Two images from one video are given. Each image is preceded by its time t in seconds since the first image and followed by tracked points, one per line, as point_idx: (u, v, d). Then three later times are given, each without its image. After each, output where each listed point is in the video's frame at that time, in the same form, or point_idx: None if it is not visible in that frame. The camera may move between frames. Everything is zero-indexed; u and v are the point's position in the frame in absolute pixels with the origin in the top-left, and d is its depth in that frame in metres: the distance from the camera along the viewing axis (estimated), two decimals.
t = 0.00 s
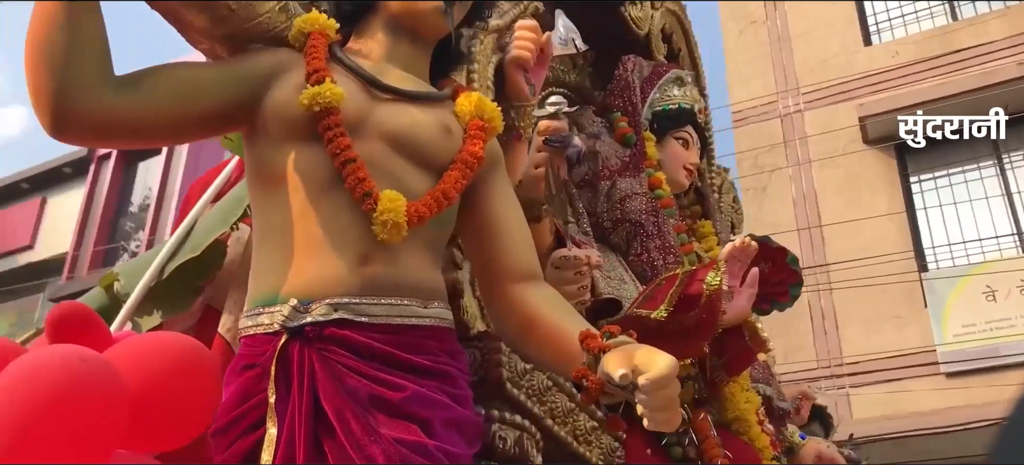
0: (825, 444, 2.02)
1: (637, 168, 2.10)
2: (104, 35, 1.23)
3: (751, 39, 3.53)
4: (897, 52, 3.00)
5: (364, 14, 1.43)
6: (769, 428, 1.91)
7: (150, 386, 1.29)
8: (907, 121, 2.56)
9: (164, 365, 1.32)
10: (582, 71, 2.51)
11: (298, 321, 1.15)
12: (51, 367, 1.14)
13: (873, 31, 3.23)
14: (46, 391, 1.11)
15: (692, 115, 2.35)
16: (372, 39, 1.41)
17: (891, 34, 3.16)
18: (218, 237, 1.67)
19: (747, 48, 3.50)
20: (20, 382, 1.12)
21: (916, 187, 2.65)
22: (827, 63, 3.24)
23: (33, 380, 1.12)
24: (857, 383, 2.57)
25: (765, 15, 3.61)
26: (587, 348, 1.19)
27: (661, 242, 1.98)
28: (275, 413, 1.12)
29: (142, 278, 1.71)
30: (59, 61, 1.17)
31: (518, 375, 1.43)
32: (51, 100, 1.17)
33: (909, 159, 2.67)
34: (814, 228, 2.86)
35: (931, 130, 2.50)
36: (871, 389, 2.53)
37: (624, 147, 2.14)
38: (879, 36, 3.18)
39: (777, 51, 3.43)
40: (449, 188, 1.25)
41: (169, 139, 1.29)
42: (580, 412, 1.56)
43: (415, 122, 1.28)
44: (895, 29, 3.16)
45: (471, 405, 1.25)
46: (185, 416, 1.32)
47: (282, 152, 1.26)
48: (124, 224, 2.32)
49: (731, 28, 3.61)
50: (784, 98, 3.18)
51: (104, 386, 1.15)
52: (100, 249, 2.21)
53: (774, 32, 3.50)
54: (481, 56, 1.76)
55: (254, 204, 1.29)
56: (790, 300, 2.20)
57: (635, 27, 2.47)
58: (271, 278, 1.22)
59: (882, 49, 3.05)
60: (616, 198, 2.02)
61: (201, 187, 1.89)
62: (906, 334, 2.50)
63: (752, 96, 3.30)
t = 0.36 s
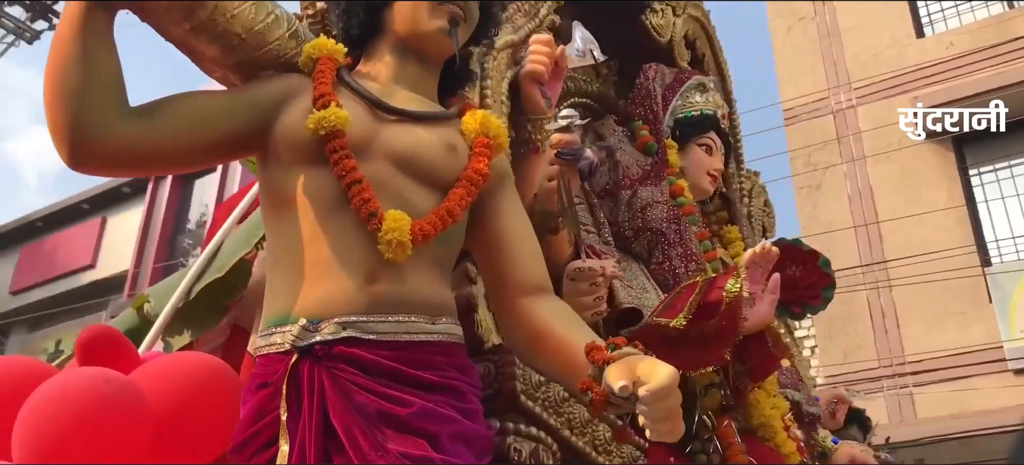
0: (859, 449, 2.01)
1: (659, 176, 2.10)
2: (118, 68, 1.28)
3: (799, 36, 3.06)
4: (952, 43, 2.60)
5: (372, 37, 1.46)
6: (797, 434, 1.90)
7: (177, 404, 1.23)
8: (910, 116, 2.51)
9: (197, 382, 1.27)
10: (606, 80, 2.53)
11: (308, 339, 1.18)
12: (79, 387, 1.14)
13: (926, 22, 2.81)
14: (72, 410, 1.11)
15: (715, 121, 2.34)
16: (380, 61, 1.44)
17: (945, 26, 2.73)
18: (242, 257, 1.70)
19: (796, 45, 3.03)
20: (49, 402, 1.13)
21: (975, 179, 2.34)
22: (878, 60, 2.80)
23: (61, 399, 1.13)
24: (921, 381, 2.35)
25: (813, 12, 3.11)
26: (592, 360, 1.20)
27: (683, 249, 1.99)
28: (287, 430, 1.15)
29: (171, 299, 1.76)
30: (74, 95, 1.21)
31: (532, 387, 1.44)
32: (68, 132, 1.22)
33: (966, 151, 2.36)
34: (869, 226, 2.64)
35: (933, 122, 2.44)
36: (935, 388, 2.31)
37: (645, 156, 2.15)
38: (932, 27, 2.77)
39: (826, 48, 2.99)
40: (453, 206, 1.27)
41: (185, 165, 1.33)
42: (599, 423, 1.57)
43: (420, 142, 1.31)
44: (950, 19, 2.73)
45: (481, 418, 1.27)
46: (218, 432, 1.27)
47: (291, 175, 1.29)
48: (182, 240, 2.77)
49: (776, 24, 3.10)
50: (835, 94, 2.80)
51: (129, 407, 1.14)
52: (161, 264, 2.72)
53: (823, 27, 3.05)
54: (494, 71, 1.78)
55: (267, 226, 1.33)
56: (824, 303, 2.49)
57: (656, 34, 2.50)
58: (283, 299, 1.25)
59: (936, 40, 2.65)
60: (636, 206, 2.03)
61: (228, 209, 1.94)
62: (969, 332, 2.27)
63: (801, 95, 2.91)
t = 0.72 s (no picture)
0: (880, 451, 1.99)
1: (671, 180, 2.10)
2: (125, 90, 1.31)
3: (831, 31, 3.22)
4: (987, 36, 2.65)
5: (376, 51, 1.48)
6: (813, 438, 1.90)
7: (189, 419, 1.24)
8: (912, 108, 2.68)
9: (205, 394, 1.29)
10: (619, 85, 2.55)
11: (312, 352, 1.20)
12: (91, 400, 1.13)
13: (960, 15, 2.88)
14: (84, 426, 1.10)
15: (729, 125, 2.33)
16: (383, 74, 1.46)
17: (978, 17, 2.79)
18: (255, 269, 1.73)
19: (826, 42, 3.18)
20: (62, 416, 1.12)
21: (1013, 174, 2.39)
22: (911, 55, 2.90)
23: (73, 414, 1.11)
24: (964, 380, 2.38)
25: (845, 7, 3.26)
26: (594, 368, 1.20)
27: (695, 254, 1.97)
28: (292, 441, 1.17)
29: (187, 312, 1.79)
30: (83, 120, 1.24)
31: (541, 395, 1.45)
32: (78, 153, 1.24)
33: (1004, 143, 2.43)
34: (906, 223, 2.67)
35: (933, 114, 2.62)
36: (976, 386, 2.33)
37: (657, 161, 2.16)
38: (966, 20, 2.84)
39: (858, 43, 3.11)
40: (455, 217, 1.29)
41: (192, 183, 1.36)
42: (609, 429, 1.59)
43: (421, 154, 1.33)
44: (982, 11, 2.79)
45: (486, 427, 1.28)
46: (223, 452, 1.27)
47: (297, 190, 1.31)
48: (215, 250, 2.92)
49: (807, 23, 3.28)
50: (866, 90, 2.92)
51: (143, 420, 1.13)
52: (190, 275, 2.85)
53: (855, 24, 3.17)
54: (501, 81, 1.80)
55: (274, 241, 1.35)
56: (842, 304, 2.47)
57: (668, 39, 2.50)
58: (290, 312, 1.27)
59: (969, 33, 2.73)
60: (648, 212, 2.03)
61: (243, 221, 1.97)
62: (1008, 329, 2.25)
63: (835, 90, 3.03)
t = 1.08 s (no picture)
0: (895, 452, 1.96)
1: (680, 184, 2.10)
2: (131, 108, 1.33)
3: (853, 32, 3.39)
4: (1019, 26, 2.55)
5: (379, 64, 1.50)
6: (826, 441, 1.89)
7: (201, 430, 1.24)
8: (909, 101, 2.63)
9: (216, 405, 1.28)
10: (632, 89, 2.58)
11: (314, 363, 1.22)
12: (102, 414, 1.14)
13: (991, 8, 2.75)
14: (94, 440, 1.11)
15: (740, 127, 2.33)
16: (385, 87, 1.48)
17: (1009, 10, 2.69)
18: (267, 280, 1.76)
19: (855, 38, 2.98)
20: (75, 429, 1.13)
21: None
22: (943, 49, 2.75)
23: (84, 427, 1.12)
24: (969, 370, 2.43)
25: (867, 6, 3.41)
26: (593, 376, 1.21)
27: (705, 258, 1.98)
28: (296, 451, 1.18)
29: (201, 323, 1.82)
30: (89, 138, 1.27)
31: (546, 402, 1.46)
32: (85, 171, 1.27)
33: None
34: (940, 219, 2.44)
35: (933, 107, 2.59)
36: None
37: (667, 165, 2.16)
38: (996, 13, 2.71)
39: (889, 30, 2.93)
40: (455, 227, 1.30)
41: (198, 198, 1.38)
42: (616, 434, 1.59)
43: (422, 166, 1.34)
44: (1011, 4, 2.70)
45: (489, 435, 1.28)
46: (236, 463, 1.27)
47: (300, 203, 1.33)
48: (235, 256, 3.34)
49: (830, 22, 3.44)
50: (896, 85, 2.73)
51: (154, 432, 1.14)
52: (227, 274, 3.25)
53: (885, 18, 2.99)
54: (507, 89, 1.81)
55: (278, 253, 1.37)
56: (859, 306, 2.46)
57: (679, 43, 2.51)
58: (293, 324, 1.29)
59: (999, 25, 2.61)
60: (658, 216, 2.04)
61: (256, 232, 2.00)
62: None
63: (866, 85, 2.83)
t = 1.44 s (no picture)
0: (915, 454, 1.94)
1: (692, 191, 2.11)
2: (140, 134, 1.38)
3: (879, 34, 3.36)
4: None
5: (381, 84, 1.54)
6: (841, 445, 1.89)
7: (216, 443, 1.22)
8: (910, 93, 2.40)
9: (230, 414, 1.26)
10: (648, 97, 2.59)
11: (317, 378, 1.25)
12: (116, 431, 1.12)
13: None
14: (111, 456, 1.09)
15: (753, 132, 2.33)
16: (387, 106, 1.51)
17: None
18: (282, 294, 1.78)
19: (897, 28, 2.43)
20: (89, 447, 1.11)
21: None
22: (986, 38, 2.28)
23: (100, 443, 1.10)
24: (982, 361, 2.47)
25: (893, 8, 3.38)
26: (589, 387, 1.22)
27: (717, 264, 1.98)
28: None
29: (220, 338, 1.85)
30: (98, 164, 1.31)
31: (552, 412, 1.48)
32: (95, 196, 1.31)
33: None
34: (988, 211, 2.26)
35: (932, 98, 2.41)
36: None
37: (679, 172, 2.17)
38: None
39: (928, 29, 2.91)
40: (453, 243, 1.33)
41: (206, 219, 1.42)
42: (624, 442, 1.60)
43: (420, 183, 1.37)
44: None
45: (491, 446, 1.30)
46: None
47: (303, 222, 1.37)
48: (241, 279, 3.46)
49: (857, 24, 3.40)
50: (937, 80, 2.41)
51: (170, 448, 1.12)
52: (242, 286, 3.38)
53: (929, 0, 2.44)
54: (512, 103, 1.83)
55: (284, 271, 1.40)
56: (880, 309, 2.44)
57: (692, 49, 2.51)
58: (298, 340, 1.32)
59: None
60: (670, 224, 2.04)
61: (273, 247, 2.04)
62: None
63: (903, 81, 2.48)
